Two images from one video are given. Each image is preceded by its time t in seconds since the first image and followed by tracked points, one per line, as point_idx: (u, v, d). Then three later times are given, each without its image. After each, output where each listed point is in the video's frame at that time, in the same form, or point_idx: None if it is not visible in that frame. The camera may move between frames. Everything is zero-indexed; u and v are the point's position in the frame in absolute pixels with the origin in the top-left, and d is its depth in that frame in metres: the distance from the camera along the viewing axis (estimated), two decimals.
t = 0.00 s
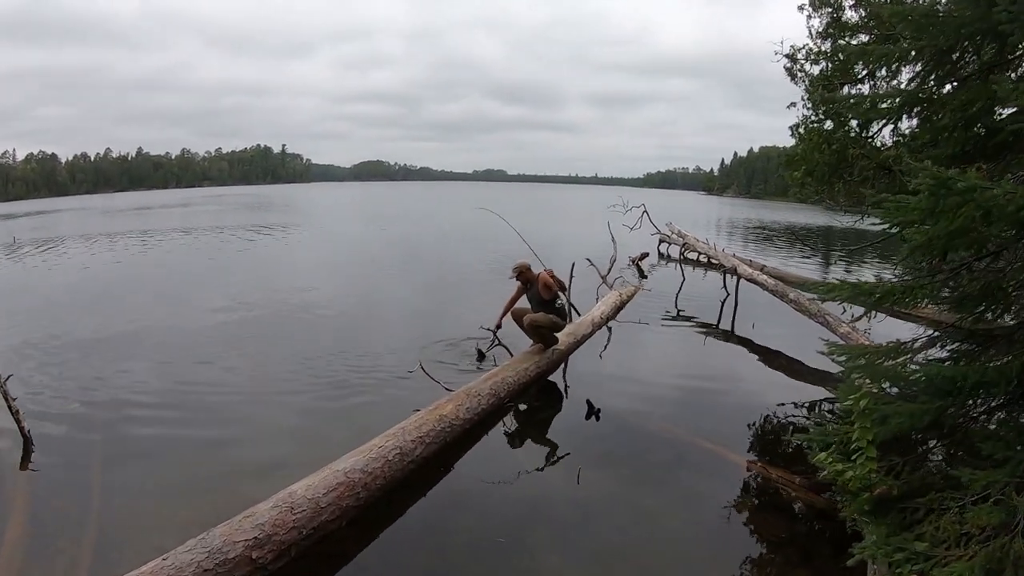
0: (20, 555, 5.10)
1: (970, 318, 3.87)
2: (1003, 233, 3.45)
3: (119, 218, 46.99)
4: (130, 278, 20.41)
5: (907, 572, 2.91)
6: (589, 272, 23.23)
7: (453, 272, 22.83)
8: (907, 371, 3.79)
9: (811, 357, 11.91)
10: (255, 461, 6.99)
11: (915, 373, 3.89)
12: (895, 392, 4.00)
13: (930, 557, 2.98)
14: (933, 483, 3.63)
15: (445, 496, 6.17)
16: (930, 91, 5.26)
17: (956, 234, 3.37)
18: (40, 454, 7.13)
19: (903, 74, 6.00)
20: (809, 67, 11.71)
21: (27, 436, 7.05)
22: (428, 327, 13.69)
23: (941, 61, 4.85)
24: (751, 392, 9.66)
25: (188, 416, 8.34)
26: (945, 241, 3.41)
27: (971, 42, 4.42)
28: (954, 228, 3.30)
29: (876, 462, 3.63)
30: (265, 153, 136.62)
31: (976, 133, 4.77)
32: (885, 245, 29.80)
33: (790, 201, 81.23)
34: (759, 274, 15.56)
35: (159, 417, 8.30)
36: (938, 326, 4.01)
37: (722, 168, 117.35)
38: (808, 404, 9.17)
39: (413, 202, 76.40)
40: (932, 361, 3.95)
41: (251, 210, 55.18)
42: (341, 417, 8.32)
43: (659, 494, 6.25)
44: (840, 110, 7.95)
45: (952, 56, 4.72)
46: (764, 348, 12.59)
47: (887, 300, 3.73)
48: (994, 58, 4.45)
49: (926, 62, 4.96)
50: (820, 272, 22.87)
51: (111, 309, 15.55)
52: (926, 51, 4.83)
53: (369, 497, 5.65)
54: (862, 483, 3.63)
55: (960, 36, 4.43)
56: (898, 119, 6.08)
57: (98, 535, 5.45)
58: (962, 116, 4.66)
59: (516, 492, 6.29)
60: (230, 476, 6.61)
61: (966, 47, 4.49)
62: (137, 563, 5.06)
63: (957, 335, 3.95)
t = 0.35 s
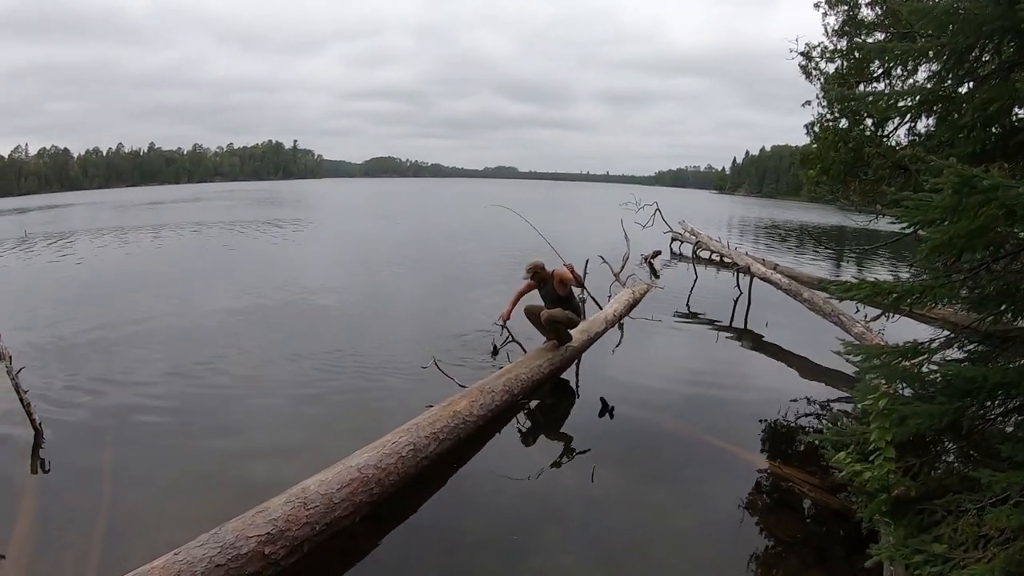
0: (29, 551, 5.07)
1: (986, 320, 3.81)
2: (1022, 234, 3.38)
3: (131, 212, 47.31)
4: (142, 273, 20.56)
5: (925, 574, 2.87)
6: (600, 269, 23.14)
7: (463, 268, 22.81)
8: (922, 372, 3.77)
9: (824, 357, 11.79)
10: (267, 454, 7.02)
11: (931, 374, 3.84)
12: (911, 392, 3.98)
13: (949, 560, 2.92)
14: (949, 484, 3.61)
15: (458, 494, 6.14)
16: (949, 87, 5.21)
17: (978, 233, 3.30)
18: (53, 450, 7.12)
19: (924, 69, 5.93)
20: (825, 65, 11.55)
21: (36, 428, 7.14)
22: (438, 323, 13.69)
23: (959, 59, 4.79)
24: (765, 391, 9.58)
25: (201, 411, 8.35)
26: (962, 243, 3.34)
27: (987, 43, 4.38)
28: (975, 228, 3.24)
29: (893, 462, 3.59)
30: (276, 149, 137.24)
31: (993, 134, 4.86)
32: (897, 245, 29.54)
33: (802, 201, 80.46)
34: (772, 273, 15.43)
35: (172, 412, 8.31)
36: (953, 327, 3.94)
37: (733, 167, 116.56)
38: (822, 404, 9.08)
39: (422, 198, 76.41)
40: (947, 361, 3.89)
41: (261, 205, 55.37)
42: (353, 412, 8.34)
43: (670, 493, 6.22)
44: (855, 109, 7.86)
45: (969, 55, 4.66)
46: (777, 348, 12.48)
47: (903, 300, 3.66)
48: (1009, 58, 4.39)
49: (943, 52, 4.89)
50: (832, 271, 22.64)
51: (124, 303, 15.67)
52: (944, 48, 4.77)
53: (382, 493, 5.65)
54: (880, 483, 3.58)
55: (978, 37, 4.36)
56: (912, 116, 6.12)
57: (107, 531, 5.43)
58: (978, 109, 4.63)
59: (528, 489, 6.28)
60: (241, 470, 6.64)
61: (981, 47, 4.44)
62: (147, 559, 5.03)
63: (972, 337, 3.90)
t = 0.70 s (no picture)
0: (40, 553, 5.10)
1: (1002, 324, 3.74)
2: None
3: (143, 211, 47.80)
4: (154, 272, 20.75)
5: None
6: (610, 270, 23.06)
7: (472, 268, 22.83)
8: (937, 376, 3.70)
9: (838, 360, 11.66)
10: (277, 454, 7.06)
11: (944, 378, 3.78)
12: (925, 396, 3.92)
13: (964, 569, 2.87)
14: (964, 490, 3.55)
15: (467, 496, 6.13)
16: (965, 88, 5.13)
17: (996, 234, 3.22)
18: (66, 449, 7.18)
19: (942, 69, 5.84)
20: (837, 65, 11.42)
21: (48, 428, 7.24)
22: (448, 323, 13.71)
23: (974, 59, 4.72)
24: (778, 393, 9.49)
25: (212, 411, 8.39)
26: (977, 246, 3.27)
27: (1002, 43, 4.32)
28: (992, 230, 3.18)
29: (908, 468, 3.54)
30: (287, 149, 138.15)
31: (1007, 135, 4.81)
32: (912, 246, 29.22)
33: (814, 201, 79.70)
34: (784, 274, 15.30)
35: (183, 412, 8.36)
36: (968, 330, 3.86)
37: (744, 167, 115.66)
38: (835, 407, 8.98)
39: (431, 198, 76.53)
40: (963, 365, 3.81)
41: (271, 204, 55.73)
42: (363, 412, 8.36)
43: (681, 496, 6.17)
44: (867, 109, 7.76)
45: (984, 55, 4.60)
46: (790, 350, 12.37)
47: (918, 303, 3.60)
48: None
49: (956, 52, 4.79)
50: (845, 273, 22.40)
51: (136, 303, 15.83)
52: (958, 48, 4.71)
53: (392, 495, 5.65)
54: (893, 489, 3.53)
55: (992, 36, 4.30)
56: (926, 116, 6.01)
57: (117, 531, 5.46)
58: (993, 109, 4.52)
59: (537, 491, 6.25)
60: (251, 470, 6.68)
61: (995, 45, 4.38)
62: (156, 560, 5.05)
63: (988, 340, 3.82)
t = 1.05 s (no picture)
0: (49, 559, 5.11)
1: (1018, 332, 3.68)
2: None
3: (155, 216, 48.29)
4: (166, 276, 20.94)
5: None
6: (620, 276, 22.99)
7: (482, 274, 22.86)
8: (951, 386, 3.66)
9: (852, 367, 11.53)
10: (287, 460, 7.08)
11: (960, 388, 3.72)
12: (941, 405, 3.85)
13: None
14: (978, 501, 3.48)
15: (477, 504, 6.09)
16: (979, 95, 5.08)
17: (1013, 243, 3.17)
18: (77, 453, 7.23)
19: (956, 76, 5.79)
20: (850, 70, 11.32)
21: (59, 431, 7.30)
22: (459, 329, 13.73)
23: (990, 65, 4.67)
24: (791, 400, 9.40)
25: (223, 415, 8.43)
26: (993, 253, 3.22)
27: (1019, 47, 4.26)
28: (1009, 238, 3.13)
29: (924, 479, 3.49)
30: (298, 153, 139.29)
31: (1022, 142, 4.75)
32: (925, 252, 28.96)
33: (825, 207, 79.18)
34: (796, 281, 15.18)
35: (194, 416, 8.40)
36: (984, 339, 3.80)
37: (754, 172, 115.26)
38: (849, 415, 8.87)
39: (440, 204, 76.94)
40: (978, 374, 3.75)
41: (281, 209, 56.12)
42: (374, 418, 8.37)
43: (692, 503, 6.12)
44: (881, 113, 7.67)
45: (999, 62, 4.55)
46: (803, 357, 12.25)
47: (934, 312, 3.55)
48: None
49: (970, 56, 4.72)
50: (857, 279, 22.19)
51: (149, 307, 15.98)
52: (974, 54, 4.66)
53: (403, 503, 5.65)
54: (909, 500, 3.49)
55: (1009, 42, 4.25)
56: (940, 121, 5.94)
57: (126, 536, 5.47)
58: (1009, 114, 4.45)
59: (548, 499, 6.22)
60: (261, 475, 6.70)
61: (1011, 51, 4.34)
62: (165, 566, 5.05)
63: (1004, 349, 3.76)
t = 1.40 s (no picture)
0: (56, 563, 5.13)
1: None
2: None
3: (167, 222, 48.78)
4: (177, 282, 21.13)
5: None
6: (629, 281, 22.92)
7: (491, 279, 22.87)
8: (965, 392, 3.59)
9: (864, 373, 11.40)
10: (295, 465, 7.09)
11: (973, 393, 3.66)
12: (954, 411, 3.79)
13: None
14: (993, 508, 3.41)
15: (482, 511, 6.06)
16: (991, 97, 5.01)
17: None
18: (86, 457, 7.27)
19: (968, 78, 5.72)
20: (860, 73, 11.24)
21: (67, 436, 7.35)
22: (467, 334, 13.73)
23: (1001, 67, 4.61)
24: (802, 406, 9.30)
25: (232, 420, 8.46)
26: (1006, 256, 3.17)
27: None
28: None
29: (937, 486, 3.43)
30: (309, 159, 140.37)
31: None
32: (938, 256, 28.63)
33: (835, 212, 78.58)
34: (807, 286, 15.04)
35: (203, 421, 8.43)
36: (997, 342, 3.73)
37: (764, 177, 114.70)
38: (861, 421, 8.75)
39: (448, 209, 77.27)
40: (992, 380, 3.68)
41: (291, 214, 56.56)
42: (381, 423, 8.38)
43: (701, 511, 6.05)
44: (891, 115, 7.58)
45: (1012, 63, 4.49)
46: (814, 362, 12.13)
47: (947, 316, 3.50)
48: None
49: (981, 56, 4.66)
50: (868, 283, 22.00)
51: (159, 311, 16.13)
52: (986, 54, 4.60)
53: (410, 510, 5.64)
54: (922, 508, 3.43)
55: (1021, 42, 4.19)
56: (952, 123, 5.87)
57: (131, 541, 5.48)
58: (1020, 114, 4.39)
59: (556, 506, 6.18)
60: (268, 480, 6.71)
61: None
62: (171, 572, 5.06)
63: (1019, 353, 3.69)
